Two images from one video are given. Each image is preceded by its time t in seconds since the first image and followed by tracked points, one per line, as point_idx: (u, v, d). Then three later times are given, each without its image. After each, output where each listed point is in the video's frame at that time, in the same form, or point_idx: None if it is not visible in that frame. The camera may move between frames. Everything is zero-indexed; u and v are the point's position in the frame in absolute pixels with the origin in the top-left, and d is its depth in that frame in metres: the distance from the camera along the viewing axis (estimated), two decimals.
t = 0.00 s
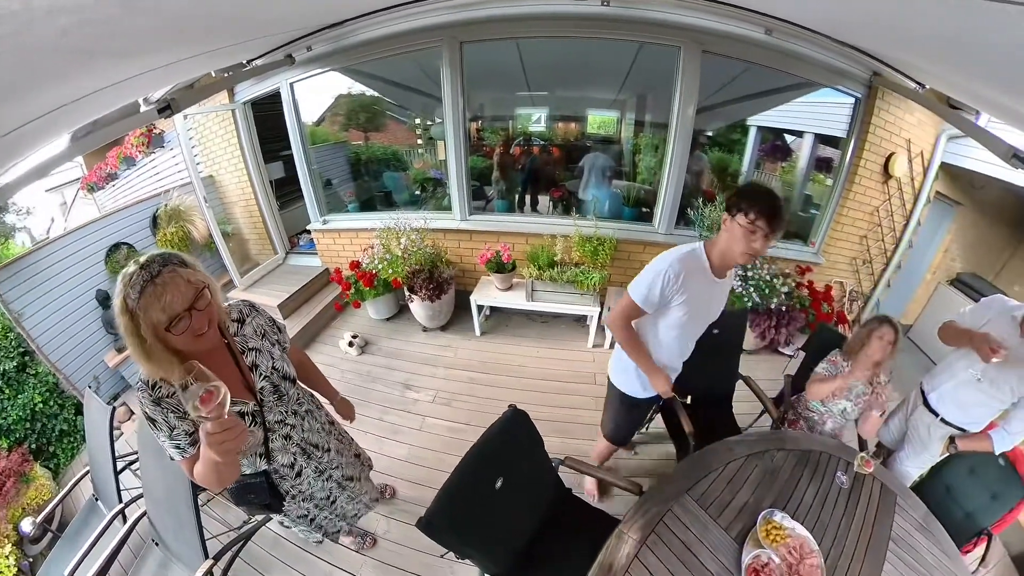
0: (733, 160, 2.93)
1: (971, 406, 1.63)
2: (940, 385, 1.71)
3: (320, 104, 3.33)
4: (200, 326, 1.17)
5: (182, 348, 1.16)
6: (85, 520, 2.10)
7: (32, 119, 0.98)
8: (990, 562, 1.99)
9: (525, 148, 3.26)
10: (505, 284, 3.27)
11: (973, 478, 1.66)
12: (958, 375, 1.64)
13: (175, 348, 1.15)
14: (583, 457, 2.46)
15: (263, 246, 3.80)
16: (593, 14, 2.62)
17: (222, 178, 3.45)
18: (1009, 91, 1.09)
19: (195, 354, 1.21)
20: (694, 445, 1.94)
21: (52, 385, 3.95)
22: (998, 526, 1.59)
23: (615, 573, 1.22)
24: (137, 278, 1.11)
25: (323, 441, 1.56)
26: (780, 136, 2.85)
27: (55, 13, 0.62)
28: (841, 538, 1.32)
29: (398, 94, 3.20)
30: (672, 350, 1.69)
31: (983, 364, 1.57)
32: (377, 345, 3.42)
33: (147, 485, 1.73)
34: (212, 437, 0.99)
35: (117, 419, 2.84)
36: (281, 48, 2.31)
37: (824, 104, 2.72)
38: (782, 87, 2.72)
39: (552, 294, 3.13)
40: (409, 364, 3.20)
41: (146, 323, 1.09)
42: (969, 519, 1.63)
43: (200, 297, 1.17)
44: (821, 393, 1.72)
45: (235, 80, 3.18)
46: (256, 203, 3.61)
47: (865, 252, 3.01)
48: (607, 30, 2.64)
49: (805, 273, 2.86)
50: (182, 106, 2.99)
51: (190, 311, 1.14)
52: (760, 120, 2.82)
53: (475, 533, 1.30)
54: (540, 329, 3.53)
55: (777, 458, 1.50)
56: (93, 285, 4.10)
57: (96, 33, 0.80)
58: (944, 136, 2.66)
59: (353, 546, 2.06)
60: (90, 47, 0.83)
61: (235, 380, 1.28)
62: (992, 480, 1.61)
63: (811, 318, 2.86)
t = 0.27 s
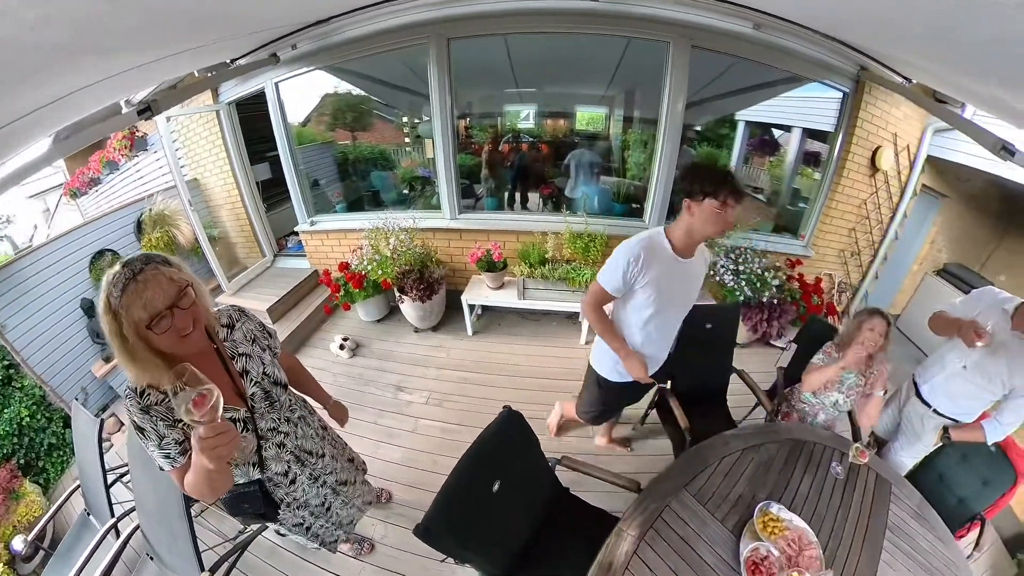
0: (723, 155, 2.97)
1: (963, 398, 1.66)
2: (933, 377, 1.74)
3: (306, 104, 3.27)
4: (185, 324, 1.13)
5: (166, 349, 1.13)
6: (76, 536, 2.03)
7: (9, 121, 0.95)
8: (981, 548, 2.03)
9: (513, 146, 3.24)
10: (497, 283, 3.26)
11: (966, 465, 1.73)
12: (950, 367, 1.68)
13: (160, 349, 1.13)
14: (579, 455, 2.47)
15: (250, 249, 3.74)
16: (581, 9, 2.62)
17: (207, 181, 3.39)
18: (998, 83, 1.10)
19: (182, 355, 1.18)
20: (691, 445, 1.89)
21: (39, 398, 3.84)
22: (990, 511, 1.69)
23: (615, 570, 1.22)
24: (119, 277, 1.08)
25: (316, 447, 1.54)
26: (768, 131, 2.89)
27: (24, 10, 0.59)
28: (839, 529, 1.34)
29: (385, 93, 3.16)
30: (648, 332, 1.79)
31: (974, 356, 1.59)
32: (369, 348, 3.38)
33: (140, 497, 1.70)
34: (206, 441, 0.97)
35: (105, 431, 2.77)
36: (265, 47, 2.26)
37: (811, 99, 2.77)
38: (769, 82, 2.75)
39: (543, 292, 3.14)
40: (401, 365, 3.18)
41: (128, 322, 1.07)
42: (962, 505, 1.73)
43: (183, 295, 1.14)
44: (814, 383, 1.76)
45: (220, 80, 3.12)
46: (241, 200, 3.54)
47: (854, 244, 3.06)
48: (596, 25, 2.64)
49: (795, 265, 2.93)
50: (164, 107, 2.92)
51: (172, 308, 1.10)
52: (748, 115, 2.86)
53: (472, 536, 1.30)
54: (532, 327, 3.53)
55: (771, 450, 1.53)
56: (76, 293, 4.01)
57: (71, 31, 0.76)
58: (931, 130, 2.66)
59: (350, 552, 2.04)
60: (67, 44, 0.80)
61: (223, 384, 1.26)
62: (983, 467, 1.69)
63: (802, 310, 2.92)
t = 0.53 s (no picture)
0: (710, 149, 3.01)
1: (956, 387, 1.73)
2: (926, 368, 1.81)
3: (291, 101, 3.19)
4: (159, 314, 1.11)
5: (140, 342, 1.11)
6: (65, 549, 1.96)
7: None
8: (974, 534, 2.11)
9: (501, 142, 3.22)
10: (486, 280, 3.25)
11: (959, 452, 1.78)
12: (942, 357, 1.75)
13: (135, 342, 1.10)
14: (572, 450, 2.48)
15: (236, 252, 3.66)
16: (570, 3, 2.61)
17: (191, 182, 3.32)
18: (985, 74, 1.12)
19: (158, 349, 1.16)
20: (684, 437, 1.93)
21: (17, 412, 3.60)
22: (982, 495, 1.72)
23: (613, 568, 1.24)
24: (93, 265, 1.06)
25: (301, 450, 1.51)
26: (754, 125, 2.94)
27: None
28: (836, 520, 1.37)
29: (371, 90, 3.10)
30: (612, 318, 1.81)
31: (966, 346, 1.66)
32: (357, 349, 3.35)
33: (128, 509, 1.66)
34: (178, 439, 0.95)
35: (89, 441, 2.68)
36: (246, 44, 2.19)
37: (799, 92, 2.82)
38: (754, 76, 2.81)
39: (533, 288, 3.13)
40: (391, 366, 3.15)
41: (99, 312, 1.04)
42: (956, 490, 1.76)
43: (157, 284, 1.12)
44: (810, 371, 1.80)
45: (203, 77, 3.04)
46: (225, 200, 3.45)
47: (842, 236, 3.12)
48: (584, 18, 2.64)
49: (785, 257, 3.00)
50: (145, 107, 2.84)
51: (145, 296, 1.09)
52: (736, 109, 2.90)
53: (462, 538, 1.30)
54: (521, 324, 3.53)
55: (764, 441, 1.57)
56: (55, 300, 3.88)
57: (52, 22, 0.73)
58: (919, 121, 2.70)
59: (343, 557, 2.03)
60: (48, 34, 0.77)
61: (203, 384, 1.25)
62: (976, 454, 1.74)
63: (791, 301, 3.00)
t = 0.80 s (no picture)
0: (698, 143, 3.05)
1: (947, 374, 1.80)
2: (918, 355, 1.87)
3: (276, 99, 3.11)
4: (143, 311, 1.08)
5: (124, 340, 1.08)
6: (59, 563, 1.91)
7: None
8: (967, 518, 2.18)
9: (489, 139, 3.21)
10: (474, 277, 3.26)
11: (950, 438, 1.82)
12: (933, 344, 1.80)
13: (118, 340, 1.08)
14: (566, 445, 2.50)
15: (222, 255, 3.58)
16: None
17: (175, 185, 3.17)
18: (974, 67, 1.15)
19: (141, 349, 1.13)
20: (678, 429, 1.96)
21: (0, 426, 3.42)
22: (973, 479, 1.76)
23: (610, 562, 1.26)
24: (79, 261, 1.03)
25: (290, 454, 1.49)
26: (742, 119, 2.98)
27: None
28: (830, 509, 1.40)
29: (357, 89, 3.06)
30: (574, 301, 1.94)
31: (957, 334, 1.71)
32: (347, 350, 3.31)
33: (119, 521, 1.62)
34: (158, 436, 0.95)
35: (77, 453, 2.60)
36: (229, 44, 2.14)
37: (788, 85, 2.87)
38: (740, 70, 2.85)
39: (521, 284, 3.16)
40: (382, 367, 3.13)
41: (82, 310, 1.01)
42: (948, 476, 1.81)
43: (143, 282, 1.09)
44: (800, 360, 1.84)
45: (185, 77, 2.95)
46: (211, 203, 3.35)
47: (829, 226, 3.19)
48: (572, 14, 2.64)
49: (774, 249, 3.03)
50: (128, 109, 2.75)
51: (130, 294, 1.06)
52: (722, 103, 2.94)
53: (450, 539, 1.28)
54: (511, 321, 3.54)
55: (756, 431, 1.60)
56: (36, 308, 3.74)
57: (37, 23, 0.70)
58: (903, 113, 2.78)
59: (340, 561, 2.02)
60: (31, 35, 0.75)
61: (187, 385, 1.22)
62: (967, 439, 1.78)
63: (780, 292, 3.05)
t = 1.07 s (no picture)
0: (686, 140, 3.09)
1: (930, 361, 1.84)
2: (901, 346, 1.92)
3: (264, 102, 3.05)
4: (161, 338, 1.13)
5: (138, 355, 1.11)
6: None
7: None
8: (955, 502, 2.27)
9: (479, 138, 3.20)
10: (467, 276, 3.32)
11: (936, 424, 1.99)
12: (914, 334, 1.86)
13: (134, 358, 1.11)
14: (561, 441, 2.53)
15: (212, 261, 3.52)
16: None
17: (166, 193, 3.18)
18: (948, 62, 1.19)
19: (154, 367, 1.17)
20: (668, 421, 2.01)
21: None
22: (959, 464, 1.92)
23: (603, 548, 1.28)
24: (107, 280, 1.08)
25: (289, 452, 1.48)
26: (729, 115, 3.02)
27: None
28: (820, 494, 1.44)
29: (345, 90, 3.04)
30: (556, 282, 2.16)
31: (939, 322, 1.76)
32: (342, 352, 3.31)
33: (119, 530, 1.61)
34: (169, 435, 0.97)
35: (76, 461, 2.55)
36: (217, 45, 2.12)
37: (776, 82, 2.89)
38: (725, 67, 2.89)
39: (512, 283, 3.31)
40: (377, 367, 3.14)
41: (103, 326, 1.04)
42: (933, 460, 1.95)
43: (167, 307, 1.14)
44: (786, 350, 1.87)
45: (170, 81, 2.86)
46: (203, 213, 3.34)
47: (816, 221, 3.23)
48: (559, 13, 2.65)
49: (759, 243, 3.17)
50: (114, 113, 2.74)
51: (152, 320, 1.10)
52: (710, 100, 2.97)
53: (446, 534, 1.30)
54: (504, 318, 3.56)
55: (747, 420, 1.64)
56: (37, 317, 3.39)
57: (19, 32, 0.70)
58: (886, 108, 2.75)
59: (340, 561, 2.03)
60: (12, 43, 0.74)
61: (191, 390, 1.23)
62: (951, 425, 1.96)
63: (768, 285, 3.15)
